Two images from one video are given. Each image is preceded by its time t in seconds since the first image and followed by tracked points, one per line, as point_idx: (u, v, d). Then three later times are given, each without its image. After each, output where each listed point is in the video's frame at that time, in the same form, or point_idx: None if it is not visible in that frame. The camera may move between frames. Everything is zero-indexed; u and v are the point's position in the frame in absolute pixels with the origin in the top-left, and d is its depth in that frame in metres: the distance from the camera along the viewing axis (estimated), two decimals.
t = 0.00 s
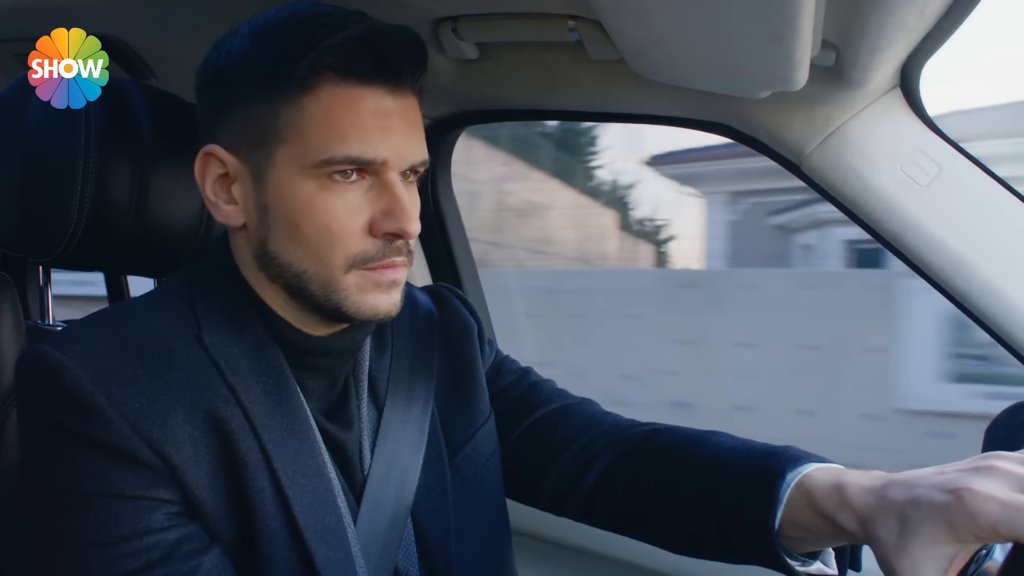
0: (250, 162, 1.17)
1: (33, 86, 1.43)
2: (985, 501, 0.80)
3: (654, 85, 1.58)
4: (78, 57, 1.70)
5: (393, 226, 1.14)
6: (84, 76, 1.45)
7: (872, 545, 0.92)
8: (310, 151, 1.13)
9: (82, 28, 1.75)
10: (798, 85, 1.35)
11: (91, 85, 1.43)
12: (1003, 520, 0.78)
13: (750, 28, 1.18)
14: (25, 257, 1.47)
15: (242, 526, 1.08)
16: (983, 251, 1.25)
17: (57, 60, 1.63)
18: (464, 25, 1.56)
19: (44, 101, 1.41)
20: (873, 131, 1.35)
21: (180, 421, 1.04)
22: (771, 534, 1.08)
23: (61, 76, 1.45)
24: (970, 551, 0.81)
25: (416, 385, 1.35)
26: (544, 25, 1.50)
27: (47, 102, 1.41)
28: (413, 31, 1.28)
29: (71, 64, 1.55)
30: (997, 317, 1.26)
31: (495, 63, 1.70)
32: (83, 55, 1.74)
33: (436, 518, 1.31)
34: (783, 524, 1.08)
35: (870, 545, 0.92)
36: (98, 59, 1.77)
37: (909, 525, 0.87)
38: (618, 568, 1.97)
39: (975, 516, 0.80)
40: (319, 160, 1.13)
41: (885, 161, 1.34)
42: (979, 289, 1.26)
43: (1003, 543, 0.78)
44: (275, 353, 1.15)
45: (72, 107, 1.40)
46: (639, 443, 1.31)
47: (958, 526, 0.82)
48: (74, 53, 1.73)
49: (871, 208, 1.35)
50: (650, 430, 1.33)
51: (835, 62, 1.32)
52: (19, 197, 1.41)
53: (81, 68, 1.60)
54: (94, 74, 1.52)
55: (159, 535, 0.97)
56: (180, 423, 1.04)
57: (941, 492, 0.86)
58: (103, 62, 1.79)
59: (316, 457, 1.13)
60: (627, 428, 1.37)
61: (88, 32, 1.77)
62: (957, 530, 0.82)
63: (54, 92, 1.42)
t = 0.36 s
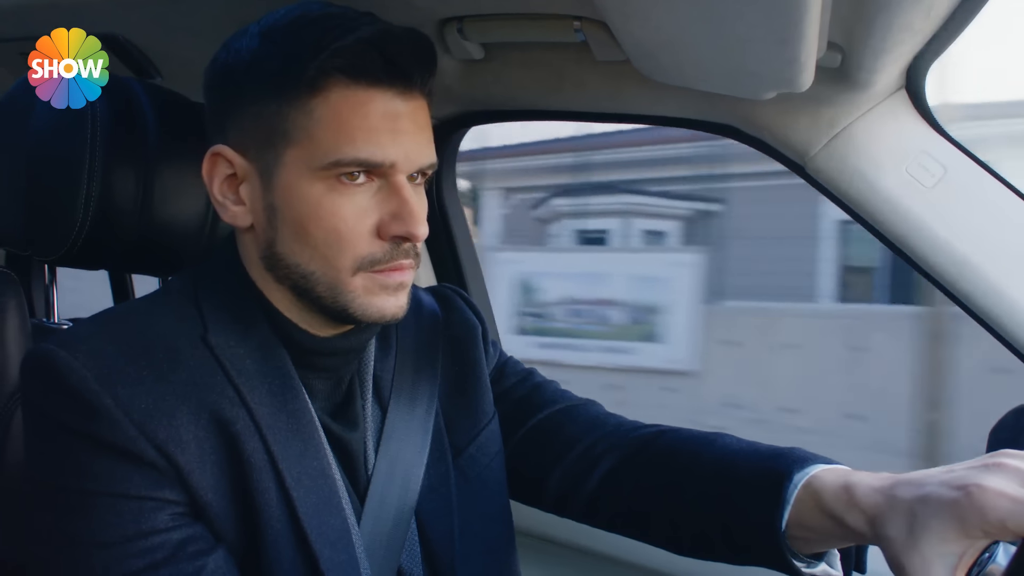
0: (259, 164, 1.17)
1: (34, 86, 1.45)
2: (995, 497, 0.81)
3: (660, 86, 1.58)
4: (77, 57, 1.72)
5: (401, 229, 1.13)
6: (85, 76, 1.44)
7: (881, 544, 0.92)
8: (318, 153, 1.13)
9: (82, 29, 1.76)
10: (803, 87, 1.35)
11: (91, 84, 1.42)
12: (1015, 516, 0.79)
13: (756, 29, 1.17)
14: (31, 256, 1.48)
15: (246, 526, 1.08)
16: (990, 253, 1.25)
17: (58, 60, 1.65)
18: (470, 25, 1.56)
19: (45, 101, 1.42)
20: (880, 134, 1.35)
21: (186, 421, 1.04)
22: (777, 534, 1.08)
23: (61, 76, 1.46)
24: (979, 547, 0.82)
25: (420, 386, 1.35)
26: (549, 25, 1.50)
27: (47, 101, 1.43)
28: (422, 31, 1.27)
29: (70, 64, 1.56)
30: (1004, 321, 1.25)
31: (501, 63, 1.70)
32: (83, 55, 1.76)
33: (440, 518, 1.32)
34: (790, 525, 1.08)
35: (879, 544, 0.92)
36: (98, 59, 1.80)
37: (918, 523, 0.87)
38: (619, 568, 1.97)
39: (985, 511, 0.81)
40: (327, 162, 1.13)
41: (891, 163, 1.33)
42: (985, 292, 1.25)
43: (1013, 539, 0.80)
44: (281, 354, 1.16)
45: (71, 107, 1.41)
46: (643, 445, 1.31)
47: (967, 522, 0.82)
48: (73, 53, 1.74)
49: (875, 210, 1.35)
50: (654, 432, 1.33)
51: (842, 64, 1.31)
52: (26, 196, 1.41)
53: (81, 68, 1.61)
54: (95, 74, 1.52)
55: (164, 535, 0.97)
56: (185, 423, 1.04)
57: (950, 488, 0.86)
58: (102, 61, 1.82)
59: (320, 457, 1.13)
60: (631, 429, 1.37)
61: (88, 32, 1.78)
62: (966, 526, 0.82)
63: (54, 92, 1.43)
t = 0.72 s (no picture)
0: (256, 163, 1.18)
1: (33, 86, 1.45)
2: (1001, 480, 0.82)
3: (659, 86, 1.58)
4: (77, 57, 1.72)
5: (398, 225, 1.13)
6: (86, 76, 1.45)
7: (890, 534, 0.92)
8: (315, 150, 1.13)
9: (82, 29, 1.77)
10: (801, 86, 1.35)
11: (91, 85, 1.43)
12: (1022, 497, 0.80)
13: (754, 28, 1.17)
14: (29, 256, 1.48)
15: (246, 526, 1.08)
16: (988, 251, 1.25)
17: (58, 61, 1.65)
18: (468, 24, 1.56)
19: (46, 101, 1.42)
20: (877, 132, 1.35)
21: (185, 421, 1.04)
22: (782, 528, 1.08)
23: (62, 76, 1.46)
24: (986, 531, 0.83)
25: (419, 386, 1.35)
26: (547, 24, 1.50)
27: (47, 101, 1.43)
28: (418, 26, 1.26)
29: (71, 64, 1.56)
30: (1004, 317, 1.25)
31: (500, 63, 1.70)
32: (83, 55, 1.76)
33: (440, 518, 1.32)
34: (795, 520, 1.08)
35: (888, 534, 0.92)
36: (98, 60, 1.80)
37: (924, 510, 0.88)
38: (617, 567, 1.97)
39: (993, 494, 0.82)
40: (323, 159, 1.13)
41: (888, 161, 1.33)
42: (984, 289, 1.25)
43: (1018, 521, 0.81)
44: (280, 354, 1.16)
45: (71, 107, 1.41)
46: (644, 445, 1.31)
47: (974, 505, 0.83)
48: (73, 53, 1.75)
49: (873, 208, 1.35)
50: (654, 432, 1.33)
51: (839, 63, 1.32)
52: (26, 197, 1.41)
53: (82, 68, 1.61)
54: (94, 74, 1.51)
55: (163, 535, 0.97)
56: (185, 423, 1.04)
57: (956, 474, 0.87)
58: (102, 61, 1.82)
59: (319, 458, 1.13)
60: (631, 429, 1.37)
61: (88, 32, 1.78)
62: (973, 510, 0.83)
63: (54, 92, 1.44)
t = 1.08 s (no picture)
0: (290, 150, 1.21)
1: (32, 86, 1.46)
2: (1015, 472, 0.85)
3: (665, 88, 1.58)
4: (77, 57, 1.72)
5: (428, 207, 1.16)
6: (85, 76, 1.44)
7: (904, 533, 0.94)
8: (349, 133, 1.17)
9: (83, 29, 1.75)
10: (806, 90, 1.36)
11: (91, 85, 1.41)
12: None
13: (762, 31, 1.17)
14: (35, 258, 1.48)
15: (259, 527, 1.08)
16: (996, 255, 1.24)
17: (57, 61, 1.65)
18: (475, 27, 1.56)
19: (45, 100, 1.42)
20: (887, 136, 1.35)
21: (201, 423, 1.04)
22: (795, 531, 1.09)
23: (62, 76, 1.46)
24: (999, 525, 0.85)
25: (431, 393, 1.35)
26: (553, 27, 1.50)
27: (48, 101, 1.42)
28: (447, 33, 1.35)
29: (71, 64, 1.57)
30: (1006, 325, 1.25)
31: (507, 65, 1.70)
32: (82, 54, 1.76)
33: (450, 525, 1.31)
34: (808, 525, 1.09)
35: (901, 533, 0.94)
36: (98, 59, 1.81)
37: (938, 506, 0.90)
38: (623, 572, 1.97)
39: (1006, 485, 0.84)
40: (357, 140, 1.17)
41: (897, 164, 1.33)
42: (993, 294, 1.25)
43: None
44: (296, 358, 1.16)
45: (72, 108, 1.40)
46: (656, 453, 1.31)
47: (988, 498, 0.86)
48: (73, 53, 1.75)
49: (880, 211, 1.35)
50: (667, 440, 1.33)
51: (846, 65, 1.33)
52: (30, 196, 1.41)
53: (81, 68, 1.61)
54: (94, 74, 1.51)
55: (176, 536, 0.97)
56: (200, 424, 1.03)
57: (968, 470, 0.90)
58: (100, 61, 1.82)
59: (332, 462, 1.13)
60: (643, 437, 1.37)
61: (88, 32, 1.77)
62: (988, 504, 0.86)
63: (54, 92, 1.44)
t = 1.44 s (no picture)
0: (301, 138, 1.24)
1: (31, 86, 1.45)
2: (1013, 460, 0.87)
3: (658, 88, 1.59)
4: (77, 57, 1.72)
5: (437, 196, 1.20)
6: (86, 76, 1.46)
7: (906, 527, 0.96)
8: (363, 121, 1.21)
9: (83, 29, 1.74)
10: (800, 90, 1.36)
11: (92, 85, 1.44)
12: None
13: (756, 32, 1.18)
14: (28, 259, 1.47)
15: (255, 530, 1.08)
16: (985, 255, 1.26)
17: (57, 61, 1.65)
18: (469, 29, 1.57)
19: (43, 100, 1.41)
20: (878, 137, 1.36)
21: (196, 427, 1.04)
22: (797, 534, 1.11)
23: (61, 76, 1.46)
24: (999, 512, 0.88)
25: (427, 394, 1.37)
26: (547, 27, 1.51)
27: (47, 101, 1.41)
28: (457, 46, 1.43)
29: (70, 64, 1.58)
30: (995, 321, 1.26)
31: (502, 67, 1.71)
32: (83, 55, 1.76)
33: (447, 529, 1.32)
34: (809, 526, 1.11)
35: (904, 527, 0.97)
36: (98, 60, 1.80)
37: (939, 498, 0.92)
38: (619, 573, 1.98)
39: (1004, 472, 0.87)
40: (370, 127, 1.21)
41: (889, 164, 1.34)
42: (984, 295, 1.26)
43: None
44: (293, 356, 1.16)
45: (72, 107, 1.41)
46: (656, 458, 1.32)
47: (987, 486, 0.88)
48: (73, 53, 1.74)
49: (871, 210, 1.36)
50: (665, 445, 1.34)
51: (839, 66, 1.33)
52: (20, 200, 1.40)
53: (80, 68, 1.62)
54: (93, 75, 1.52)
55: (171, 539, 0.97)
56: (195, 428, 1.04)
57: (967, 459, 0.92)
58: (100, 62, 1.81)
59: (329, 466, 1.13)
60: (642, 441, 1.38)
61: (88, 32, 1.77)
62: (987, 492, 0.88)
63: (54, 92, 1.43)
